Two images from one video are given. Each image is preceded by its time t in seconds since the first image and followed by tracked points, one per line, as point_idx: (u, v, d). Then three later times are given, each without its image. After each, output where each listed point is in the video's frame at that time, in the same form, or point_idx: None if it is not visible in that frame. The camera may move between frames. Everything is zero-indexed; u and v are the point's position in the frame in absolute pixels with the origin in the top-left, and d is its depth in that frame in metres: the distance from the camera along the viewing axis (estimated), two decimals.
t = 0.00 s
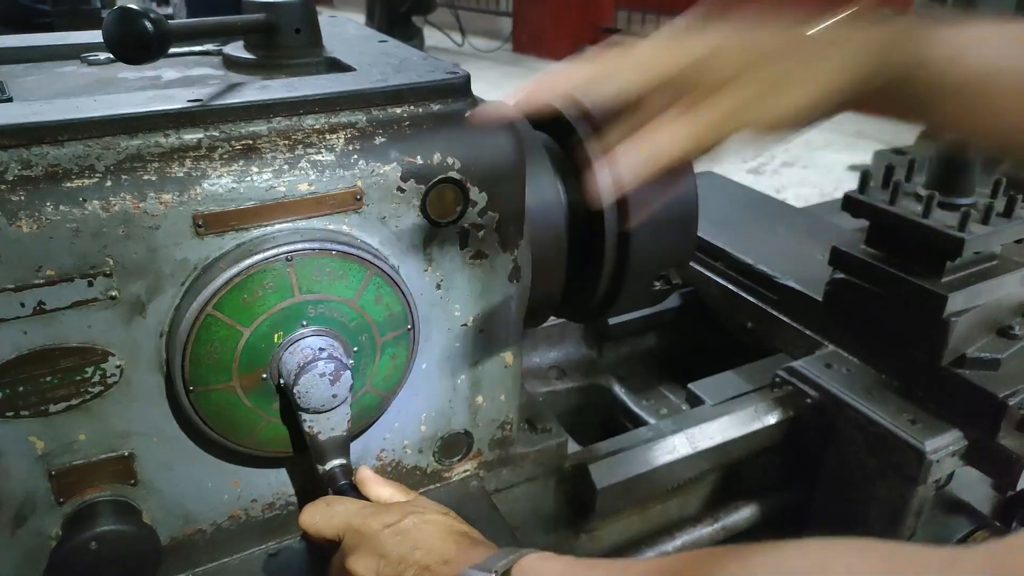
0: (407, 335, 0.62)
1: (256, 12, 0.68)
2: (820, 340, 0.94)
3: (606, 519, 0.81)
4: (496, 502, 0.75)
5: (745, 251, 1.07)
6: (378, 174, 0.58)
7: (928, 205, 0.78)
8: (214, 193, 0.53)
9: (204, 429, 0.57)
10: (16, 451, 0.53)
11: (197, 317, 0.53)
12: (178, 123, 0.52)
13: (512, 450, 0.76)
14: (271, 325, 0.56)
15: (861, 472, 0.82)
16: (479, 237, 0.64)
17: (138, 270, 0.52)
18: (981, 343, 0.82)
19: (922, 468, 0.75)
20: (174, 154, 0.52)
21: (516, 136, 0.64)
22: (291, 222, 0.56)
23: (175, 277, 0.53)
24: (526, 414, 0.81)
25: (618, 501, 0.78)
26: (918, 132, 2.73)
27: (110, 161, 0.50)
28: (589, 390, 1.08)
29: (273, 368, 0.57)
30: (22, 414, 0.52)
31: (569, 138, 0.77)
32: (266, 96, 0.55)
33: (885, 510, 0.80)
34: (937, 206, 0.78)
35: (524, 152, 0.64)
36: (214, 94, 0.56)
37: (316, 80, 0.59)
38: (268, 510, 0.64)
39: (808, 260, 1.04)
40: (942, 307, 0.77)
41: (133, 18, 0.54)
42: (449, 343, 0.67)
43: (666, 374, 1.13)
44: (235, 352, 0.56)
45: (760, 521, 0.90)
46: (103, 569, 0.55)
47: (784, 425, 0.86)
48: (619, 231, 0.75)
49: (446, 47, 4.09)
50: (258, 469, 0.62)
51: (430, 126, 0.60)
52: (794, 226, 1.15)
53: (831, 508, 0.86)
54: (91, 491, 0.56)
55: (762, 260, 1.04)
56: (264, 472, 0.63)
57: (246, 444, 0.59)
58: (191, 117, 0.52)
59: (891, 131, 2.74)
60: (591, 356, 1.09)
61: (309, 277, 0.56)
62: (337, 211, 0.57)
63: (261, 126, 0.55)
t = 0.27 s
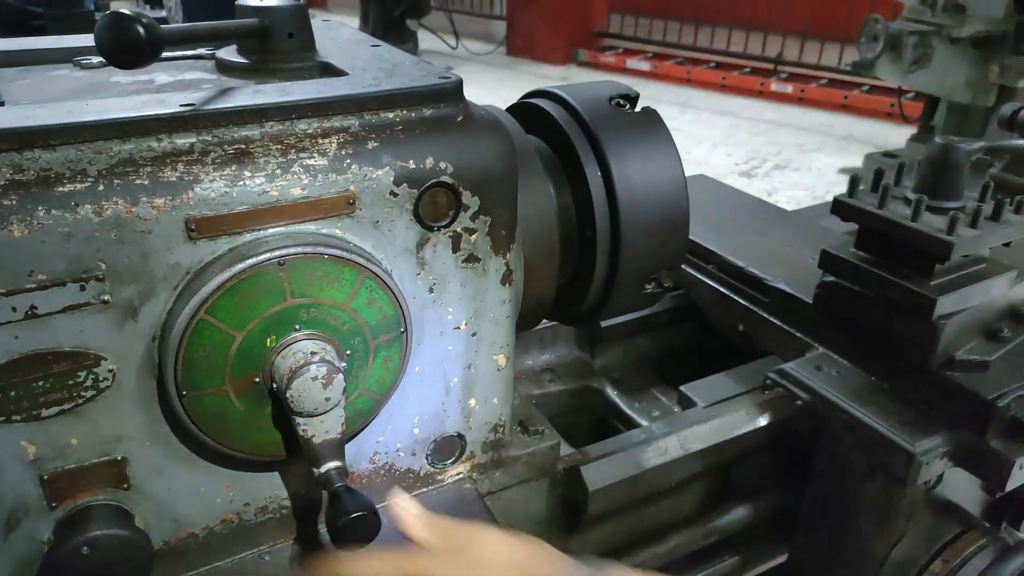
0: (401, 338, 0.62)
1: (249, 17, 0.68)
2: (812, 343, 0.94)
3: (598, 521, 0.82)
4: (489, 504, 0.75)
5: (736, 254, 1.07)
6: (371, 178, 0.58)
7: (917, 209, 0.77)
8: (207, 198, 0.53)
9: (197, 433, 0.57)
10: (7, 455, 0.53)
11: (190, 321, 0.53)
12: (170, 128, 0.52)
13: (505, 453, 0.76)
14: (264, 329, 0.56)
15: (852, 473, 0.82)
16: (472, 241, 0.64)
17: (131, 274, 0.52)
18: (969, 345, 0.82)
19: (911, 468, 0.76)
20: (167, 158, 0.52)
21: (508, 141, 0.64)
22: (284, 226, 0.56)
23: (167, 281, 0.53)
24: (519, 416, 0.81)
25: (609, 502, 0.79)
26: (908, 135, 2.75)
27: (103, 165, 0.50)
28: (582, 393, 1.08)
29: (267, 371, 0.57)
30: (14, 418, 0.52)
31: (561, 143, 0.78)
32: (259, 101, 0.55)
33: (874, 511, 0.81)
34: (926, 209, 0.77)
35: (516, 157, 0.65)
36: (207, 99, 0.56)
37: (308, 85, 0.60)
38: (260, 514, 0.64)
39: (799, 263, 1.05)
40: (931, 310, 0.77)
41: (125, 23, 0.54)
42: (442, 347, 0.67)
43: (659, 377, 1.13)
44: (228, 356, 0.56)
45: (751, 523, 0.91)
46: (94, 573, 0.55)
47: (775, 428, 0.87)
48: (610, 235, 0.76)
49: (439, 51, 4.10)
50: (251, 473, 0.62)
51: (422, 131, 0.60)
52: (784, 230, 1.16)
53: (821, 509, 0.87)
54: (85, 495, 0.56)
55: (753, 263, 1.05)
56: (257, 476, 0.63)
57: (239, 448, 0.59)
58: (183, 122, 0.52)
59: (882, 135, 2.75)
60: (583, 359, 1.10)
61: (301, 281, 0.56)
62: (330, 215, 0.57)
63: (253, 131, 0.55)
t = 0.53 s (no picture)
0: (390, 348, 0.63)
1: (237, 28, 0.68)
2: (801, 351, 0.95)
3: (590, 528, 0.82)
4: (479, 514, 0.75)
5: (725, 262, 1.08)
6: (359, 189, 0.58)
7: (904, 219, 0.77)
8: (194, 210, 0.53)
9: (185, 445, 0.57)
10: None
11: (177, 333, 0.53)
12: (158, 140, 0.52)
13: (496, 461, 0.76)
14: (253, 340, 0.56)
15: (841, 479, 0.83)
16: (461, 251, 0.64)
17: (118, 286, 0.52)
18: (956, 353, 0.83)
19: (900, 475, 0.76)
20: (154, 170, 0.52)
21: (496, 151, 0.64)
22: (272, 237, 0.56)
23: (155, 293, 0.53)
24: (510, 425, 0.81)
25: (600, 510, 0.79)
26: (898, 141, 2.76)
27: (89, 177, 0.50)
28: (574, 401, 1.08)
29: (255, 382, 0.57)
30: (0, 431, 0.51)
31: (548, 153, 0.78)
32: (246, 113, 0.55)
33: (864, 518, 0.81)
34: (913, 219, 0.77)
35: (504, 167, 0.65)
36: (194, 110, 0.56)
37: (296, 96, 0.60)
38: (250, 525, 0.64)
39: (789, 270, 1.06)
40: (919, 318, 0.77)
41: (111, 36, 0.54)
42: (432, 356, 0.67)
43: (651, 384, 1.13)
44: (216, 367, 0.56)
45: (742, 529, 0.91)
46: None
47: (765, 435, 0.87)
48: (598, 244, 0.76)
49: (431, 59, 4.11)
50: (240, 484, 0.62)
51: (410, 141, 0.60)
52: (773, 237, 1.17)
53: (811, 516, 0.87)
54: (73, 508, 0.56)
55: (742, 271, 1.05)
56: (246, 487, 0.62)
57: (227, 460, 0.59)
58: (171, 134, 0.52)
59: (872, 141, 2.77)
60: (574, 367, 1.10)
61: (289, 292, 0.56)
62: (318, 226, 0.57)
63: (241, 142, 0.55)
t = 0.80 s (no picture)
0: (357, 355, 0.62)
1: (199, 34, 0.68)
2: (770, 349, 0.96)
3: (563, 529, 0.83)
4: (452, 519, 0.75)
5: (695, 263, 1.09)
6: (323, 196, 0.58)
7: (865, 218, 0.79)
8: (153, 218, 0.52)
9: (149, 455, 0.56)
10: None
11: (138, 342, 0.53)
12: (116, 149, 0.52)
13: (468, 466, 0.76)
14: (216, 348, 0.56)
15: (810, 476, 0.84)
16: (428, 256, 0.64)
17: (77, 296, 0.51)
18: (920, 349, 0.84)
19: (868, 472, 0.77)
20: (111, 179, 0.51)
21: (462, 156, 0.64)
22: (235, 245, 0.56)
23: (116, 302, 0.53)
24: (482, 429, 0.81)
25: (571, 513, 0.80)
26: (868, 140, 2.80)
27: (45, 187, 0.50)
28: (548, 403, 1.08)
29: (220, 392, 0.56)
30: None
31: (516, 156, 0.78)
32: (205, 120, 0.55)
33: (833, 514, 0.82)
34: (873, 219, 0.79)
35: (470, 172, 0.65)
36: (153, 118, 0.56)
37: (258, 102, 0.60)
38: (218, 535, 0.63)
39: (757, 270, 1.07)
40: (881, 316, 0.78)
41: (65, 44, 0.54)
42: (401, 361, 0.67)
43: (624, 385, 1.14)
44: (179, 376, 0.55)
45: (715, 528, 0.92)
46: None
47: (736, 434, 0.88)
48: (567, 247, 0.77)
49: (406, 61, 4.10)
50: (207, 494, 0.61)
51: (374, 147, 0.60)
52: (742, 237, 1.18)
53: (782, 513, 0.88)
54: (35, 522, 0.55)
55: (712, 271, 1.06)
56: (214, 497, 0.62)
57: (193, 470, 0.58)
58: (130, 142, 0.52)
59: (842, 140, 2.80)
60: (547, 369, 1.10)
61: (253, 300, 0.56)
62: (281, 233, 0.57)
63: (201, 150, 0.55)
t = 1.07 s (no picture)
0: (297, 383, 0.62)
1: (130, 65, 0.68)
2: (716, 362, 0.97)
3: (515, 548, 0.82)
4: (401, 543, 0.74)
5: (642, 279, 1.10)
6: (256, 225, 0.58)
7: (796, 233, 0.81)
8: (79, 252, 0.52)
9: (81, 493, 0.55)
10: None
11: (66, 378, 0.52)
12: (39, 184, 0.51)
13: (416, 489, 0.75)
14: (149, 382, 0.55)
15: (755, 486, 0.85)
16: (367, 282, 0.64)
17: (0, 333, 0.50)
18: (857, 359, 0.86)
19: (810, 480, 0.79)
20: (34, 216, 0.51)
21: (399, 182, 0.65)
22: (167, 276, 0.55)
23: (42, 338, 0.52)
24: (430, 451, 0.81)
25: (522, 533, 0.80)
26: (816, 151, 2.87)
27: None
28: (502, 422, 1.08)
29: (153, 426, 0.56)
30: None
31: (456, 180, 0.79)
32: (133, 152, 0.55)
33: (779, 523, 0.84)
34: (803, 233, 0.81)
35: (407, 198, 0.66)
36: (80, 150, 0.55)
37: (188, 133, 0.59)
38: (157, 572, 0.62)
39: (702, 284, 1.09)
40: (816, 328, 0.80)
41: None
42: (343, 388, 0.67)
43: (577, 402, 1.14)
44: (111, 411, 0.54)
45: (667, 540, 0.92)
46: None
47: (684, 447, 0.89)
48: (509, 268, 0.78)
49: (363, 80, 4.09)
50: (143, 531, 0.60)
51: (309, 176, 0.60)
52: (688, 252, 1.20)
53: (730, 522, 0.89)
54: None
55: (659, 287, 1.08)
56: (151, 532, 0.61)
57: (127, 506, 0.57)
58: (54, 177, 0.52)
59: (791, 152, 2.87)
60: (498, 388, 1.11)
61: (186, 332, 0.55)
62: (214, 264, 0.56)
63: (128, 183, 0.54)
